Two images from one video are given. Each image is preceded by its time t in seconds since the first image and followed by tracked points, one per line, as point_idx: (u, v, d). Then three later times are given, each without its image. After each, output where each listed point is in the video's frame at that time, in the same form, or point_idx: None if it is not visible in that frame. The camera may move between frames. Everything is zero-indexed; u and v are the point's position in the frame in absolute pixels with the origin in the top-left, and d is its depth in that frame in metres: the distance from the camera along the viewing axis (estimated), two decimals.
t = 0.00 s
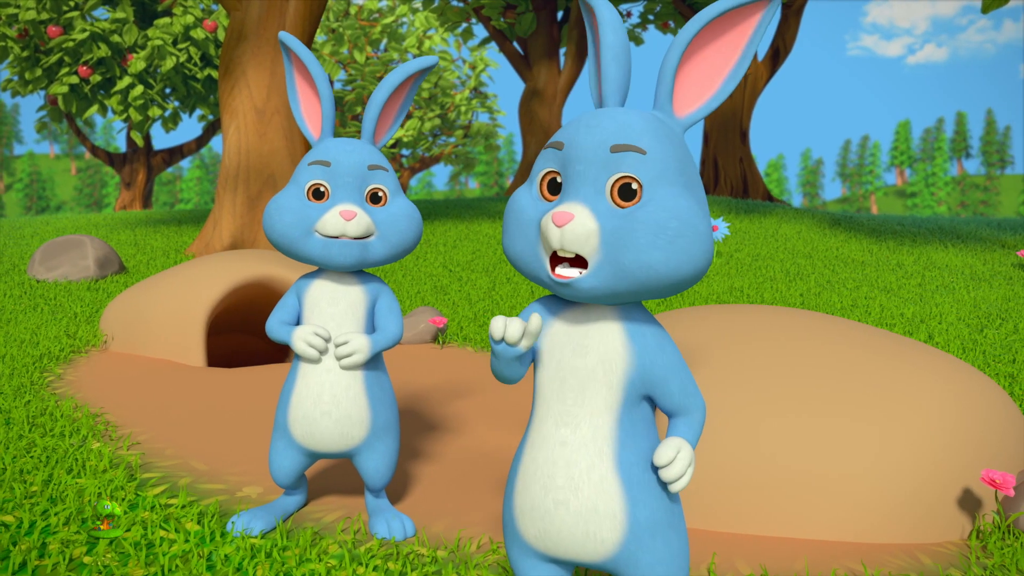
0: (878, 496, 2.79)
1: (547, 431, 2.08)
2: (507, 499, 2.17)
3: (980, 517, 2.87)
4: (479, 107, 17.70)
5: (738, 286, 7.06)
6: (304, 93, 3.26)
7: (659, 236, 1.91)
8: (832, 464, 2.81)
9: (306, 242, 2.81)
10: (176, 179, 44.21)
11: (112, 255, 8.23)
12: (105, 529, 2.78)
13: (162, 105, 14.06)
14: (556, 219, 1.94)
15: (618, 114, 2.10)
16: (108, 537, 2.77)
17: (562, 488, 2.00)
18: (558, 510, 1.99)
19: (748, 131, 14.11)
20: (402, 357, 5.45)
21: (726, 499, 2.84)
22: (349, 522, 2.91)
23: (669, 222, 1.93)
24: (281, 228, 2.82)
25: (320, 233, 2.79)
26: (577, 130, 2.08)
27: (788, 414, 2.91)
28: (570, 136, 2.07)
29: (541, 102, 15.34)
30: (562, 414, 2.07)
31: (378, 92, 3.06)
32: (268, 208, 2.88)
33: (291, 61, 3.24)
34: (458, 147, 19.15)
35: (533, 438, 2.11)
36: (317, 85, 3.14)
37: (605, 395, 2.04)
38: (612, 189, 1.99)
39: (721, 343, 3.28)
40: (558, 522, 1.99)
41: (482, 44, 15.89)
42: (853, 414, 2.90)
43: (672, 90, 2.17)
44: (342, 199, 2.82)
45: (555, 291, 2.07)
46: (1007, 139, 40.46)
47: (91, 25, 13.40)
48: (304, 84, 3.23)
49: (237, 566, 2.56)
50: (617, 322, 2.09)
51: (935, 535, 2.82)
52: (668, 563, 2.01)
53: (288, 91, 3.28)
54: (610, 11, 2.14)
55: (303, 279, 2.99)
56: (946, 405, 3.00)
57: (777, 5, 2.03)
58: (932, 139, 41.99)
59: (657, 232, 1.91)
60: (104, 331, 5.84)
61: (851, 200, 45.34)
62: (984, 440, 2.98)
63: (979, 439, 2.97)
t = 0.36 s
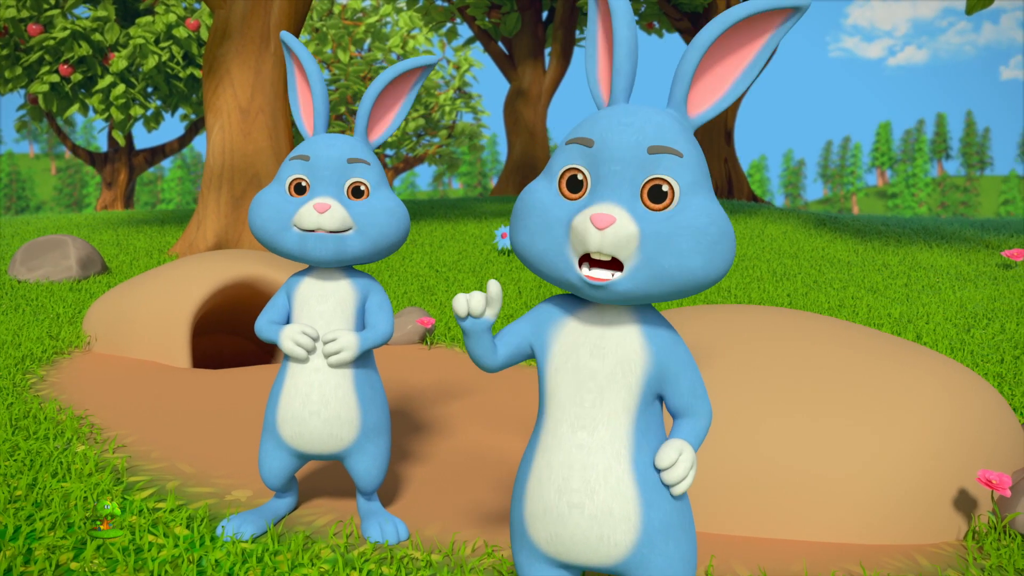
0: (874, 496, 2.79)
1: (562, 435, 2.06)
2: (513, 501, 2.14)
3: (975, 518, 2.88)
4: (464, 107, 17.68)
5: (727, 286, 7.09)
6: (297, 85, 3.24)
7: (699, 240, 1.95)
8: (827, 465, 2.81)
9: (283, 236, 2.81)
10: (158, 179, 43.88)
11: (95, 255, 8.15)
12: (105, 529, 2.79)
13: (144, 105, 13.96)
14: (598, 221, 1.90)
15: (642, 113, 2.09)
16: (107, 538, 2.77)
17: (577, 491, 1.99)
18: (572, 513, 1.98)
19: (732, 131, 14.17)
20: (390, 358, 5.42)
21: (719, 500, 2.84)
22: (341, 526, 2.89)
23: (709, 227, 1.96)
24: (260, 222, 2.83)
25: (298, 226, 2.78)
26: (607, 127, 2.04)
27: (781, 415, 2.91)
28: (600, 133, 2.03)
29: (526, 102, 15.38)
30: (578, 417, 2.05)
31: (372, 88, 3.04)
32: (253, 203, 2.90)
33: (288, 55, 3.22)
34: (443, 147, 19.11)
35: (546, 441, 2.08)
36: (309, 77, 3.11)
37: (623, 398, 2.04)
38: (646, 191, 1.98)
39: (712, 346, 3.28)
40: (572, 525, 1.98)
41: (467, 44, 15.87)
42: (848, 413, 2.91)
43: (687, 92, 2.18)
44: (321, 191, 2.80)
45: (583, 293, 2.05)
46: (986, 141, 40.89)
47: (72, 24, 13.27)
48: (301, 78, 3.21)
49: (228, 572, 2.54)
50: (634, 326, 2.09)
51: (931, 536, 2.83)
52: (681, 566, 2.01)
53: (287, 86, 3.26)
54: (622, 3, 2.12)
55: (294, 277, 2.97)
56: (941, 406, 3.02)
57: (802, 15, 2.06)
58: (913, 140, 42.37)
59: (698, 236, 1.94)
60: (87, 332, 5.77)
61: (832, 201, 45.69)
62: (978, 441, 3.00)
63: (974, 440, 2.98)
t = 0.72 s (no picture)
0: (871, 497, 2.80)
1: (550, 437, 2.06)
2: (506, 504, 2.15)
3: (972, 518, 2.88)
4: (449, 108, 17.66)
5: (715, 286, 7.12)
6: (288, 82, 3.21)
7: (669, 233, 1.92)
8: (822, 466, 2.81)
9: (314, 235, 2.75)
10: (141, 179, 43.52)
11: (79, 255, 8.08)
12: (106, 529, 2.78)
13: (127, 104, 13.86)
14: (563, 216, 1.92)
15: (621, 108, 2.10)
16: (109, 537, 2.76)
17: (566, 494, 1.98)
18: (562, 517, 1.98)
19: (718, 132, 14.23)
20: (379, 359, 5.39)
21: (714, 502, 2.84)
22: (334, 529, 2.86)
23: (677, 221, 1.94)
24: (289, 217, 2.72)
25: (330, 225, 2.75)
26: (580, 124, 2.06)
27: (776, 416, 2.91)
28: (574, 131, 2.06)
29: (512, 102, 15.41)
30: (564, 418, 2.06)
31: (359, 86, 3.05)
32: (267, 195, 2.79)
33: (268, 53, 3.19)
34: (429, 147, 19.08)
35: (536, 444, 2.09)
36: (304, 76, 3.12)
37: (611, 399, 2.03)
38: (619, 186, 1.98)
39: (704, 347, 3.28)
40: (562, 529, 1.98)
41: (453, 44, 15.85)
42: (841, 413, 2.91)
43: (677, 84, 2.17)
44: (350, 191, 2.80)
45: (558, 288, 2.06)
46: (968, 142, 41.28)
47: (55, 22, 13.16)
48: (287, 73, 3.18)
49: None
50: (622, 326, 2.08)
51: (928, 537, 2.84)
52: (674, 568, 2.00)
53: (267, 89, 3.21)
54: (612, 1, 2.12)
55: (287, 277, 2.93)
56: (937, 407, 3.02)
57: (782, 5, 2.01)
58: (895, 141, 42.72)
59: (667, 229, 1.92)
60: (72, 332, 5.71)
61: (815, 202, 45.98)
62: (977, 443, 3.01)
63: (970, 441, 3.00)
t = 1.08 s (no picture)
0: (868, 499, 2.81)
1: (558, 439, 2.05)
2: (507, 506, 2.13)
3: (967, 519, 2.90)
4: (433, 108, 17.62)
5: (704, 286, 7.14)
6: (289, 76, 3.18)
7: (701, 235, 1.92)
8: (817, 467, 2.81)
9: (257, 232, 2.79)
10: (121, 179, 43.14)
11: (61, 255, 7.99)
12: (106, 528, 2.76)
13: (109, 103, 13.73)
14: (587, 217, 1.92)
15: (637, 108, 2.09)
16: (108, 537, 2.74)
17: (574, 497, 1.98)
18: (569, 520, 1.97)
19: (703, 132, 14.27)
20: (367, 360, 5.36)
21: (708, 503, 2.84)
22: (326, 532, 2.84)
23: (709, 221, 1.95)
24: (238, 219, 2.82)
25: (270, 221, 2.76)
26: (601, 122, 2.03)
27: (770, 417, 2.91)
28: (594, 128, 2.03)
29: (497, 102, 15.41)
30: (572, 420, 2.04)
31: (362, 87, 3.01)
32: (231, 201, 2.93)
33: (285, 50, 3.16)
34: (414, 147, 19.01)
35: (541, 446, 2.07)
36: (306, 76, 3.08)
37: (621, 401, 2.03)
38: (639, 186, 1.98)
39: (695, 347, 3.28)
40: (569, 532, 1.97)
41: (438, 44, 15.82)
42: (834, 413, 2.93)
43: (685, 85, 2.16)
44: (295, 186, 2.79)
45: (573, 283, 2.00)
46: (947, 143, 41.66)
47: (35, 20, 13.01)
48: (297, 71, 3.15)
49: None
50: (630, 327, 2.07)
51: (925, 538, 2.85)
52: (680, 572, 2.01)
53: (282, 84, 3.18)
54: None
55: (276, 278, 2.93)
56: (932, 407, 3.04)
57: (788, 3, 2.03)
58: (876, 142, 43.06)
59: (699, 231, 1.92)
60: (54, 333, 5.64)
61: (796, 203, 46.25)
62: (972, 443, 3.02)
63: (966, 441, 3.01)
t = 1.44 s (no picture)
0: (867, 500, 2.80)
1: (597, 473, 1.95)
2: (531, 537, 2.03)
3: (963, 520, 2.92)
4: (417, 108, 17.56)
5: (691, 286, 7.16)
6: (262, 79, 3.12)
7: (723, 254, 1.84)
8: (814, 469, 2.80)
9: (292, 234, 2.70)
10: (102, 179, 42.79)
11: (43, 255, 7.90)
12: (106, 530, 2.75)
13: (90, 102, 13.60)
14: (600, 246, 1.76)
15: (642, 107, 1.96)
16: (107, 538, 2.73)
17: (614, 531, 1.90)
18: (608, 555, 1.89)
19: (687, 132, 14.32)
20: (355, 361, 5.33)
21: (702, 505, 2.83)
22: (319, 536, 2.81)
23: (729, 238, 1.85)
24: (265, 218, 2.67)
25: (308, 224, 2.70)
26: (601, 133, 1.90)
27: (767, 418, 2.89)
28: (596, 141, 1.90)
29: (483, 102, 15.40)
30: (612, 455, 1.96)
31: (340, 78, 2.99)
32: (244, 193, 2.74)
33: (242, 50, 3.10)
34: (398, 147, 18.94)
35: (577, 477, 1.98)
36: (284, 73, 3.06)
37: (661, 435, 1.97)
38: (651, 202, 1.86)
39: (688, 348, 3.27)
40: (607, 567, 1.89)
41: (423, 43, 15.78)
42: (828, 411, 2.90)
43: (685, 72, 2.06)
44: (329, 189, 2.74)
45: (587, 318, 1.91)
46: (928, 145, 42.05)
47: (15, 18, 12.85)
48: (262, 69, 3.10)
49: None
50: (662, 355, 1.99)
51: (922, 539, 2.86)
52: None
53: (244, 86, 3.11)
54: None
55: (269, 276, 2.87)
56: (930, 406, 3.03)
57: None
58: (857, 143, 43.39)
59: (720, 250, 1.83)
60: (37, 334, 5.57)
61: (779, 204, 46.52)
62: (970, 443, 3.02)
63: (963, 441, 3.01)
